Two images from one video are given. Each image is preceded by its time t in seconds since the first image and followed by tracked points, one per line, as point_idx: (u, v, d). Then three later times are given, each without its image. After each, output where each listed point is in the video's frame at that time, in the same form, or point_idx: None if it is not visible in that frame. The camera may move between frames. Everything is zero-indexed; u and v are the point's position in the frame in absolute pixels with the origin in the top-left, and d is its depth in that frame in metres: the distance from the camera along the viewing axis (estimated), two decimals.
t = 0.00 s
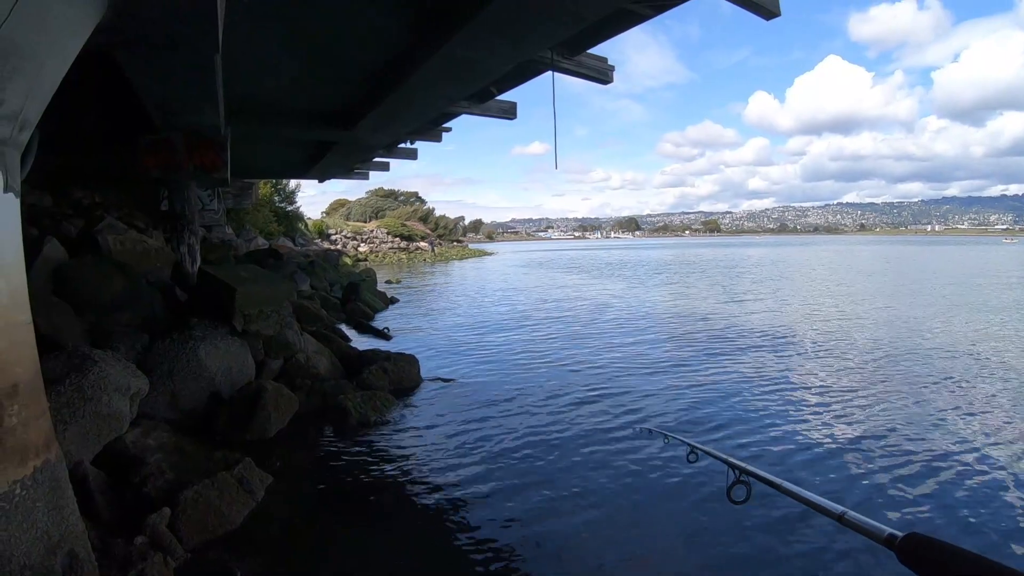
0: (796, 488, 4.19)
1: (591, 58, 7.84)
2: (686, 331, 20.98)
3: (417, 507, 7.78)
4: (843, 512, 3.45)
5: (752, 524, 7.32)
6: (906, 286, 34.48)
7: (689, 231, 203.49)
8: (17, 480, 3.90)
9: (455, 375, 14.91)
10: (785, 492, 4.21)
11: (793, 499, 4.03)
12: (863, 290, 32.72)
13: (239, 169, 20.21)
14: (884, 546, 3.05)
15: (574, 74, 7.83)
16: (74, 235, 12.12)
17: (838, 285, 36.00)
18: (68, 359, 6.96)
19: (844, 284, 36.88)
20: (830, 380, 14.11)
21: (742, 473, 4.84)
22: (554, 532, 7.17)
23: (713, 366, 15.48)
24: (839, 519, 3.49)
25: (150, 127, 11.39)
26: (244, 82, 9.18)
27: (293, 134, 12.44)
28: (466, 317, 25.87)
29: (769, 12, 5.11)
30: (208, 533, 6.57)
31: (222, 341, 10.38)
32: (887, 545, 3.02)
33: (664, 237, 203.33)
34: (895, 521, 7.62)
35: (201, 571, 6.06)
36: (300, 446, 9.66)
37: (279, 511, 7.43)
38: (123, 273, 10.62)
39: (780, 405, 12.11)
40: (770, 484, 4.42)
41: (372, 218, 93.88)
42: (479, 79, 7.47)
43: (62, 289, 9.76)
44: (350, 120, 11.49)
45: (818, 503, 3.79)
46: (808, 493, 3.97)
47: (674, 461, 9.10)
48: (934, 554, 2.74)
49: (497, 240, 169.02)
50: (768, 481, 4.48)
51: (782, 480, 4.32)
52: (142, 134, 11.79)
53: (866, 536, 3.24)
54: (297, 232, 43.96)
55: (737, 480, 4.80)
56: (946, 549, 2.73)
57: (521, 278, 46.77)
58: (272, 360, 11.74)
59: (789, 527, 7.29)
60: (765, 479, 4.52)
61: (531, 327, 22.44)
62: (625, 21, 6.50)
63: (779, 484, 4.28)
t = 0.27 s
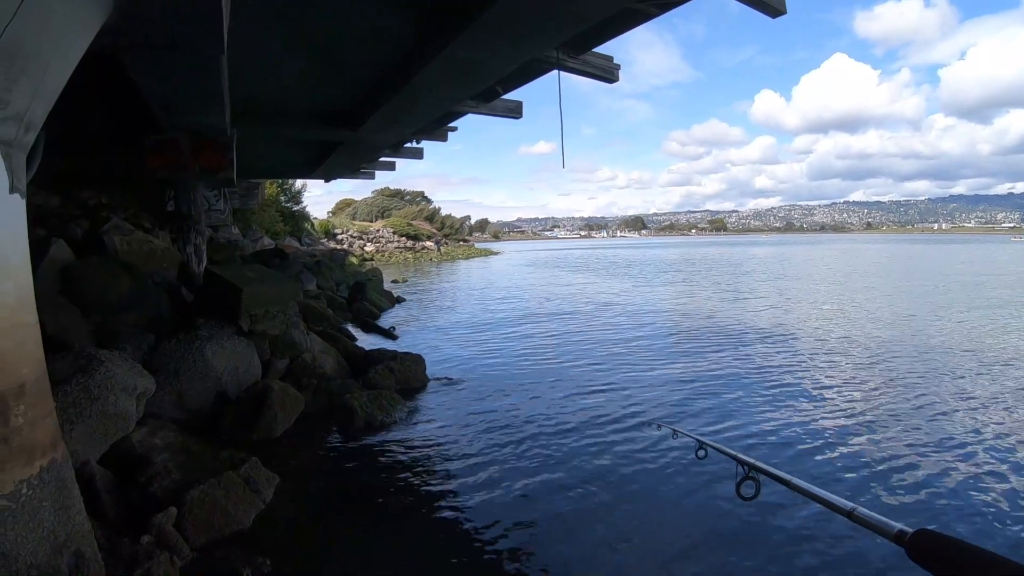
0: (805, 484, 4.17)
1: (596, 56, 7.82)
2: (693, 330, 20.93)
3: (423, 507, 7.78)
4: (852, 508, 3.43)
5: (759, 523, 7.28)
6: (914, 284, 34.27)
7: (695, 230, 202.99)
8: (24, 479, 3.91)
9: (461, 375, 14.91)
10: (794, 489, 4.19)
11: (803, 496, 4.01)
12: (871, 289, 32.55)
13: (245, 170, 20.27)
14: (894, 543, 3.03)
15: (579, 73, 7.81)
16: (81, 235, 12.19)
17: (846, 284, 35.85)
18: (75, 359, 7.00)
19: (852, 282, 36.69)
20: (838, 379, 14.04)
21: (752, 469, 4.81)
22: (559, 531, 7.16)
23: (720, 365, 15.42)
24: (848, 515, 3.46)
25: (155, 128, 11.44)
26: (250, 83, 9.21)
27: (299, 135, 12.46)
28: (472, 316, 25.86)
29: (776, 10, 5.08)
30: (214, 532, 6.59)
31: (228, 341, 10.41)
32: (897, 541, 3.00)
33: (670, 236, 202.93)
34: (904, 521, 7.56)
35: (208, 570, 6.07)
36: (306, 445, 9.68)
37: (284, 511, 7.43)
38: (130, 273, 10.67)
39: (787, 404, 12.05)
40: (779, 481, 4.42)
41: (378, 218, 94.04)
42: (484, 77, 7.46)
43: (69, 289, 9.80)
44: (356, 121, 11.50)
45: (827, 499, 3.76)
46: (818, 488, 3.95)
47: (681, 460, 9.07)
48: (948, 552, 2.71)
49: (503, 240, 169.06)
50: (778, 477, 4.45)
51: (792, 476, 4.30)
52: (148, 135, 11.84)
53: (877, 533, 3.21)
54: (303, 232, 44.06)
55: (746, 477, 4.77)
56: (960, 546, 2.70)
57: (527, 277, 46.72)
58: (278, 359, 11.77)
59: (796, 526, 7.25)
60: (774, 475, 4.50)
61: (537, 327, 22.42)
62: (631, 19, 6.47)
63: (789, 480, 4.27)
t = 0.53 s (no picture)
0: (810, 474, 4.17)
1: (600, 53, 7.79)
2: (697, 328, 20.89)
3: (426, 503, 7.79)
4: (857, 498, 3.41)
5: (763, 523, 7.26)
6: (919, 282, 34.15)
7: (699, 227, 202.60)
8: (26, 476, 3.93)
9: (465, 372, 14.90)
10: (799, 480, 4.17)
11: (809, 486, 3.98)
12: (875, 287, 32.46)
13: (249, 167, 20.28)
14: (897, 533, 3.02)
15: (583, 69, 7.79)
16: (84, 232, 12.22)
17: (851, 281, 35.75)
18: (78, 356, 7.03)
19: (857, 280, 36.58)
20: (843, 377, 13.99)
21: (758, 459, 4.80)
22: (562, 529, 7.16)
23: (724, 362, 15.39)
24: (853, 506, 3.45)
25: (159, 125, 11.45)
26: (253, 80, 9.21)
27: (302, 132, 12.45)
28: (476, 313, 25.85)
29: (781, 7, 5.05)
30: (217, 529, 6.60)
31: (231, 338, 10.43)
32: (900, 531, 2.99)
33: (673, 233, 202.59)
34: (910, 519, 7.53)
35: (210, 566, 6.09)
36: (309, 442, 9.69)
37: (287, 509, 7.43)
38: (133, 270, 10.69)
39: (792, 402, 12.01)
40: (785, 469, 4.40)
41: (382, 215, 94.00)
42: (487, 74, 7.45)
43: (72, 286, 9.81)
44: (359, 117, 11.49)
45: (832, 490, 3.75)
46: (824, 479, 3.94)
47: (686, 458, 9.04)
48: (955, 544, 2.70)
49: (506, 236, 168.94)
50: (783, 467, 4.45)
51: (795, 467, 4.29)
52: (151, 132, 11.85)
53: (884, 523, 3.21)
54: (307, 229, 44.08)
55: (750, 466, 4.77)
56: (963, 536, 2.72)
57: (531, 274, 46.68)
58: (281, 356, 11.78)
59: (801, 525, 7.22)
60: (779, 465, 4.49)
61: (541, 324, 22.40)
62: (635, 17, 6.46)
63: (795, 470, 4.24)
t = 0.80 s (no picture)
0: (810, 476, 4.17)
1: (601, 51, 7.78)
2: (698, 325, 20.88)
3: (426, 501, 7.79)
4: (859, 502, 3.41)
5: (764, 522, 7.25)
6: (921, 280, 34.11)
7: (700, 224, 202.48)
8: (27, 473, 3.93)
9: (465, 370, 14.90)
10: (799, 482, 4.17)
11: (809, 489, 3.98)
12: (877, 285, 32.41)
13: (249, 164, 20.26)
14: (900, 537, 3.02)
15: (585, 67, 7.79)
16: (85, 229, 12.21)
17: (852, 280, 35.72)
18: (78, 354, 7.02)
19: (858, 278, 36.53)
20: (844, 375, 13.98)
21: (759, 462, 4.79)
22: (562, 527, 7.16)
23: (725, 360, 15.37)
24: (855, 508, 3.45)
25: (159, 122, 11.42)
26: (254, 77, 9.20)
27: (303, 129, 12.43)
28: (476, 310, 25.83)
29: (782, 5, 5.04)
30: (217, 526, 6.61)
31: (233, 335, 10.43)
32: (903, 536, 2.99)
33: (674, 231, 202.47)
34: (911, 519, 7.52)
35: (210, 564, 6.10)
36: (310, 440, 9.70)
37: (288, 507, 7.44)
38: (134, 268, 10.69)
39: (793, 401, 12.00)
40: (784, 472, 4.40)
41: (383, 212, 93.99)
42: (489, 71, 7.44)
43: (72, 284, 9.80)
44: (360, 115, 11.47)
45: (833, 493, 3.74)
46: (824, 482, 3.94)
47: (687, 456, 9.04)
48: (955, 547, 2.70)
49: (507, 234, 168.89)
50: (783, 470, 4.44)
51: (797, 469, 4.29)
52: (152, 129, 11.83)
53: (884, 528, 3.20)
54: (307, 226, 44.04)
55: (751, 468, 4.77)
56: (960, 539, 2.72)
57: (531, 272, 46.61)
58: (282, 354, 11.78)
59: (802, 524, 7.22)
60: (778, 467, 4.49)
61: (541, 322, 22.38)
62: (637, 14, 6.44)
63: (795, 473, 4.24)
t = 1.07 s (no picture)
0: (806, 476, 4.19)
1: (601, 45, 7.76)
2: (698, 321, 20.89)
3: (426, 497, 7.80)
4: (853, 500, 3.43)
5: (763, 516, 7.27)
6: (920, 277, 34.13)
7: (700, 220, 202.35)
8: (28, 469, 3.94)
9: (466, 365, 14.90)
10: (797, 481, 4.19)
11: (804, 488, 4.00)
12: (877, 281, 32.41)
13: (249, 160, 20.23)
14: (894, 534, 3.03)
15: (585, 61, 7.77)
16: (84, 225, 12.20)
17: (853, 275, 35.69)
18: (78, 350, 7.03)
19: (858, 274, 36.54)
20: (844, 371, 13.99)
21: (754, 461, 4.81)
22: (561, 522, 7.18)
23: (725, 356, 15.37)
24: (849, 507, 3.47)
25: (158, 117, 11.39)
26: (254, 73, 9.19)
27: (303, 125, 12.41)
28: (477, 306, 25.83)
29: None
30: (218, 521, 6.62)
31: (233, 331, 10.44)
32: (898, 533, 3.00)
33: (674, 227, 202.38)
34: (911, 514, 7.53)
35: (211, 560, 6.12)
36: (311, 436, 9.71)
37: (288, 502, 7.46)
38: (134, 263, 10.68)
39: (793, 396, 12.01)
40: (781, 471, 4.41)
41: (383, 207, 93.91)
42: (489, 67, 7.43)
43: (72, 280, 9.80)
44: (359, 110, 11.45)
45: (829, 491, 3.75)
46: (819, 481, 3.96)
47: (687, 451, 9.05)
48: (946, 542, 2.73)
49: (507, 229, 168.81)
50: (779, 469, 4.46)
51: (793, 467, 4.31)
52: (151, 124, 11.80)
53: (878, 525, 3.22)
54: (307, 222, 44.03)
55: (747, 467, 4.78)
56: (950, 534, 2.76)
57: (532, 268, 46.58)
58: (282, 349, 11.78)
59: (802, 519, 7.23)
60: (775, 466, 4.51)
61: (541, 317, 22.38)
62: (637, 9, 6.42)
63: (791, 472, 4.25)
